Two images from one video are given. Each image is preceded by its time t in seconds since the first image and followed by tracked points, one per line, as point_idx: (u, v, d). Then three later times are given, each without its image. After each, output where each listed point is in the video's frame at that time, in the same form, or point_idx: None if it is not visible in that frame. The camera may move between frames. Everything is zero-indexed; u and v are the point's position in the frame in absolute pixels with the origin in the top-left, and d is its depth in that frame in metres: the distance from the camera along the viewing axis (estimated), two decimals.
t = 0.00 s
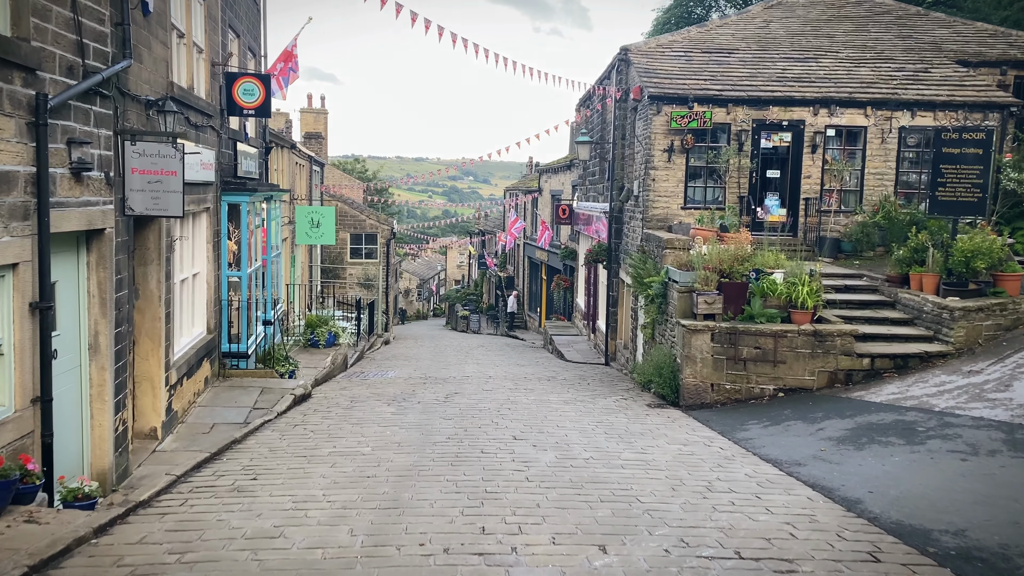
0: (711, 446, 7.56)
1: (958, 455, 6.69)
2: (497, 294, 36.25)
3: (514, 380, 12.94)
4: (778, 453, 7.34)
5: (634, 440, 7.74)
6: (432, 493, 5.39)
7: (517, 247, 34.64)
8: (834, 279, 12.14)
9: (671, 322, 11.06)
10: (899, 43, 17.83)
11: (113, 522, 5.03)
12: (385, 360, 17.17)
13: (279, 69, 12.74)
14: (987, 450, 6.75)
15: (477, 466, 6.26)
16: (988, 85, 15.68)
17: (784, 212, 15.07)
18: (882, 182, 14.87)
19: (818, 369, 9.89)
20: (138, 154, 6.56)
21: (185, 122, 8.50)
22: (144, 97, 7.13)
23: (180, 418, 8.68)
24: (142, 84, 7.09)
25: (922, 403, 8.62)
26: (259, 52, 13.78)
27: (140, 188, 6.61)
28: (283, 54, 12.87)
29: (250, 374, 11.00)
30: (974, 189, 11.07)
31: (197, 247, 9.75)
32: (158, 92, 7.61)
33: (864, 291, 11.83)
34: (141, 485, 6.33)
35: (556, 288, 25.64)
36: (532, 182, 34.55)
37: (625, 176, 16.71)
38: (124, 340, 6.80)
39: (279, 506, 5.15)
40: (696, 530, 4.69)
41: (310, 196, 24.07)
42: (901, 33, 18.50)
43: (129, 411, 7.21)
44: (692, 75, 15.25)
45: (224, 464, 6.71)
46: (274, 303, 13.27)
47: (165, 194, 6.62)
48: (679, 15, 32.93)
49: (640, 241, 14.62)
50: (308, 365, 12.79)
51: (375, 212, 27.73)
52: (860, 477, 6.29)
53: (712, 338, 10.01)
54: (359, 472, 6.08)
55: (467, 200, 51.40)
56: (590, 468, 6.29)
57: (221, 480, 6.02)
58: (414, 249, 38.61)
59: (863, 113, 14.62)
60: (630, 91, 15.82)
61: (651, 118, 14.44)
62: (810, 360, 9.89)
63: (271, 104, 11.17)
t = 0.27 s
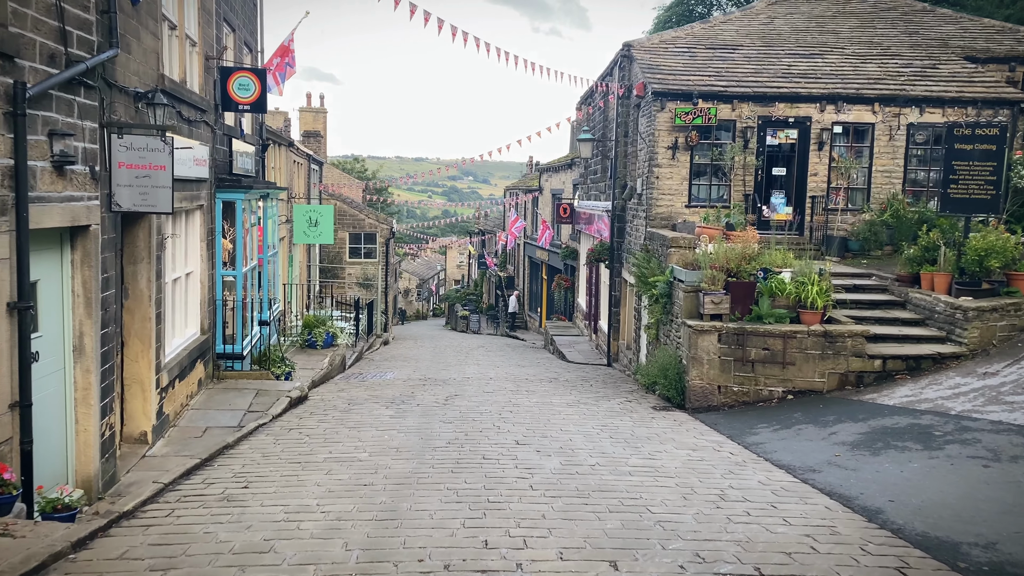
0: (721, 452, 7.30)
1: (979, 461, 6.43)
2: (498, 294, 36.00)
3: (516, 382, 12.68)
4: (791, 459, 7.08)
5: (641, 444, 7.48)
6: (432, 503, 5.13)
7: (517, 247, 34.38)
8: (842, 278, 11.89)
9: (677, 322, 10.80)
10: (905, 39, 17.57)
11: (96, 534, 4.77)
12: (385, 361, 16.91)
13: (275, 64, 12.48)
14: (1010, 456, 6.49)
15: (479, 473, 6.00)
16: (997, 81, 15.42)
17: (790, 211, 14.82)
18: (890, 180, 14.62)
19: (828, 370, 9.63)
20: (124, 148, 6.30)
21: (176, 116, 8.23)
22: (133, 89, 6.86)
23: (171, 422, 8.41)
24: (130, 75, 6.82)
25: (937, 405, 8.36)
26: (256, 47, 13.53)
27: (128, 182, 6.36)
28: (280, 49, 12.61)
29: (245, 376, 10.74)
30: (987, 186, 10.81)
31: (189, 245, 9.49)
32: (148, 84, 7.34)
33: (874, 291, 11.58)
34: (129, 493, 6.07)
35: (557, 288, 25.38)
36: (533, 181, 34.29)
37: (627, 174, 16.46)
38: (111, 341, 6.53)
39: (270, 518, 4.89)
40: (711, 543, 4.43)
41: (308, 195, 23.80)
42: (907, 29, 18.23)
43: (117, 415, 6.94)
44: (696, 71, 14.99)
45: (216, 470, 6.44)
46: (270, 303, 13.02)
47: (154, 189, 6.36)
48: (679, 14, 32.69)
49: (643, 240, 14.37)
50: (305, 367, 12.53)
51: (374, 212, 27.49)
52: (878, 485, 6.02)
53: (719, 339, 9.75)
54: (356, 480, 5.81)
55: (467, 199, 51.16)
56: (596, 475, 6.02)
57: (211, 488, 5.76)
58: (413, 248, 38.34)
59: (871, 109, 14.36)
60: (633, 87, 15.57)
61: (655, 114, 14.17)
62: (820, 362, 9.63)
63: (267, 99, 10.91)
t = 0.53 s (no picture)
0: (733, 457, 7.01)
1: (1004, 468, 6.15)
2: (498, 294, 35.76)
3: (517, 384, 12.40)
4: (806, 465, 6.79)
5: (649, 449, 7.20)
6: (432, 515, 4.86)
7: (517, 246, 34.08)
8: (852, 278, 11.60)
9: (683, 322, 10.52)
10: (912, 35, 17.27)
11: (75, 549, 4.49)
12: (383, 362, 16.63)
13: (271, 58, 12.20)
14: None
15: (481, 481, 5.72)
16: (1007, 77, 15.13)
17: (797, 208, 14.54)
18: (898, 178, 14.34)
19: (840, 372, 9.35)
20: (110, 140, 6.00)
21: (165, 109, 7.94)
22: (119, 79, 6.57)
23: (162, 425, 8.13)
24: (116, 65, 6.53)
25: (955, 409, 8.07)
26: (252, 42, 13.25)
27: (113, 176, 6.04)
28: (277, 43, 12.32)
29: (240, 377, 10.46)
30: (1002, 183, 10.53)
31: (181, 243, 9.21)
32: (136, 75, 7.05)
33: (884, 291, 11.30)
34: (114, 503, 5.79)
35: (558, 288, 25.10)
36: (533, 181, 33.99)
37: (630, 172, 16.17)
38: (95, 343, 6.23)
39: (260, 531, 4.60)
40: (730, 560, 4.16)
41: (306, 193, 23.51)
42: (915, 25, 17.92)
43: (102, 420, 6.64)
44: (701, 66, 14.69)
45: (205, 477, 6.16)
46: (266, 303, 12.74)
47: (141, 183, 6.10)
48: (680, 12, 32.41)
49: (647, 238, 14.08)
50: (301, 368, 12.24)
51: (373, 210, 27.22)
52: (900, 493, 5.74)
53: (728, 339, 9.47)
54: (351, 489, 5.53)
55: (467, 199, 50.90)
56: (603, 484, 5.73)
57: (199, 497, 5.47)
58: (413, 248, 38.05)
59: (879, 105, 14.07)
60: (637, 83, 15.29)
61: (659, 110, 13.89)
62: (831, 363, 9.34)
63: (262, 93, 10.63)
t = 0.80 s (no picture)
0: (745, 466, 6.76)
1: None
2: (498, 294, 35.54)
3: (519, 387, 12.15)
4: (821, 474, 6.55)
5: (657, 458, 6.96)
6: (433, 531, 4.61)
7: (518, 247, 33.84)
8: (862, 279, 11.35)
9: (689, 325, 10.28)
10: (919, 32, 17.02)
11: (56, 570, 4.25)
12: (382, 365, 16.38)
13: (268, 55, 11.96)
14: None
15: (484, 494, 5.47)
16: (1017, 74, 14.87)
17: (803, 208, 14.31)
18: (906, 177, 14.10)
19: (851, 376, 9.10)
20: (96, 137, 5.73)
21: (156, 105, 7.69)
22: (107, 74, 6.31)
23: (154, 432, 7.88)
24: (104, 59, 6.27)
25: (971, 415, 7.83)
26: (249, 39, 12.99)
27: (100, 175, 5.79)
28: (274, 40, 12.08)
29: (235, 381, 10.21)
30: (1016, 182, 10.29)
31: (174, 244, 8.96)
32: (126, 71, 6.79)
33: (894, 292, 11.05)
34: (102, 516, 5.54)
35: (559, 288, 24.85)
36: (533, 180, 33.74)
37: (633, 172, 15.91)
38: (82, 348, 5.97)
39: (251, 550, 4.36)
40: None
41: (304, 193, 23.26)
42: (921, 22, 17.67)
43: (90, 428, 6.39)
44: (705, 63, 14.43)
45: (197, 488, 5.91)
46: (263, 305, 12.49)
47: (129, 182, 5.84)
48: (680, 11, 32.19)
49: (652, 239, 13.83)
50: (299, 371, 12.00)
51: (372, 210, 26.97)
52: (921, 506, 5.49)
53: (736, 342, 9.23)
54: (349, 502, 5.28)
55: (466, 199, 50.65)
56: (612, 496, 5.48)
57: (189, 511, 5.23)
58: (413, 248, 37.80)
59: (887, 103, 13.83)
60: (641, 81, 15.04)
61: (663, 109, 13.64)
62: (842, 367, 9.10)
63: (258, 90, 10.38)
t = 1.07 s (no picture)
0: (759, 470, 6.49)
1: None
2: (498, 293, 35.25)
3: (521, 387, 11.88)
4: (838, 478, 6.27)
5: (667, 461, 6.68)
6: (435, 542, 4.33)
7: (518, 245, 33.56)
8: (873, 277, 11.08)
9: (696, 323, 10.01)
10: (927, 26, 16.74)
11: None
12: (381, 364, 16.10)
13: (265, 48, 11.70)
14: None
15: (488, 500, 5.19)
16: None
17: (811, 205, 14.05)
18: (915, 173, 13.83)
19: (864, 376, 8.83)
20: (81, 124, 5.47)
21: (146, 95, 7.41)
22: (94, 61, 6.04)
23: (144, 434, 7.60)
24: (91, 45, 6.00)
25: (991, 416, 7.56)
26: (245, 31, 12.72)
27: (85, 164, 5.52)
28: (270, 32, 11.81)
29: (230, 381, 9.94)
30: None
31: (166, 239, 8.68)
32: (114, 58, 6.52)
33: (907, 290, 10.77)
34: (86, 523, 5.27)
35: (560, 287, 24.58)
36: (534, 179, 33.45)
37: (637, 168, 15.64)
38: (65, 347, 5.69)
39: (242, 562, 4.09)
40: None
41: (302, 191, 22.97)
42: (928, 16, 17.39)
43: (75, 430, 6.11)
44: (710, 57, 14.15)
45: (186, 494, 5.64)
46: (259, 303, 12.21)
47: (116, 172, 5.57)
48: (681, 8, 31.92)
49: (657, 235, 13.55)
50: (296, 371, 11.72)
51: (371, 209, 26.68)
52: (948, 512, 5.22)
53: (745, 341, 8.96)
54: (345, 509, 5.00)
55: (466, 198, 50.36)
56: (623, 503, 5.21)
57: (177, 519, 4.95)
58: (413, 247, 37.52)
59: (896, 97, 13.55)
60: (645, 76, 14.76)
61: (668, 103, 13.36)
62: (855, 367, 8.83)
63: (254, 83, 10.10)
